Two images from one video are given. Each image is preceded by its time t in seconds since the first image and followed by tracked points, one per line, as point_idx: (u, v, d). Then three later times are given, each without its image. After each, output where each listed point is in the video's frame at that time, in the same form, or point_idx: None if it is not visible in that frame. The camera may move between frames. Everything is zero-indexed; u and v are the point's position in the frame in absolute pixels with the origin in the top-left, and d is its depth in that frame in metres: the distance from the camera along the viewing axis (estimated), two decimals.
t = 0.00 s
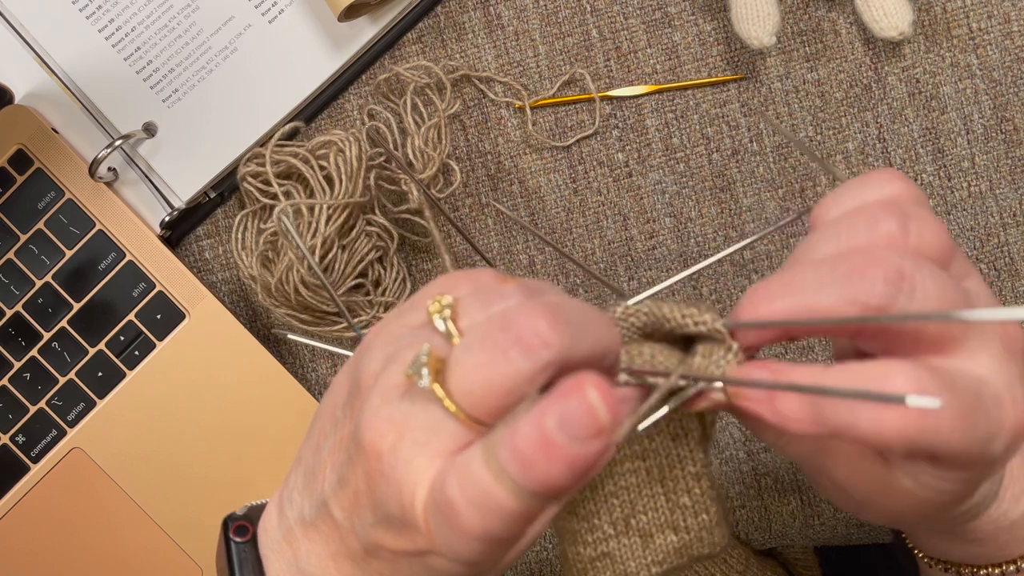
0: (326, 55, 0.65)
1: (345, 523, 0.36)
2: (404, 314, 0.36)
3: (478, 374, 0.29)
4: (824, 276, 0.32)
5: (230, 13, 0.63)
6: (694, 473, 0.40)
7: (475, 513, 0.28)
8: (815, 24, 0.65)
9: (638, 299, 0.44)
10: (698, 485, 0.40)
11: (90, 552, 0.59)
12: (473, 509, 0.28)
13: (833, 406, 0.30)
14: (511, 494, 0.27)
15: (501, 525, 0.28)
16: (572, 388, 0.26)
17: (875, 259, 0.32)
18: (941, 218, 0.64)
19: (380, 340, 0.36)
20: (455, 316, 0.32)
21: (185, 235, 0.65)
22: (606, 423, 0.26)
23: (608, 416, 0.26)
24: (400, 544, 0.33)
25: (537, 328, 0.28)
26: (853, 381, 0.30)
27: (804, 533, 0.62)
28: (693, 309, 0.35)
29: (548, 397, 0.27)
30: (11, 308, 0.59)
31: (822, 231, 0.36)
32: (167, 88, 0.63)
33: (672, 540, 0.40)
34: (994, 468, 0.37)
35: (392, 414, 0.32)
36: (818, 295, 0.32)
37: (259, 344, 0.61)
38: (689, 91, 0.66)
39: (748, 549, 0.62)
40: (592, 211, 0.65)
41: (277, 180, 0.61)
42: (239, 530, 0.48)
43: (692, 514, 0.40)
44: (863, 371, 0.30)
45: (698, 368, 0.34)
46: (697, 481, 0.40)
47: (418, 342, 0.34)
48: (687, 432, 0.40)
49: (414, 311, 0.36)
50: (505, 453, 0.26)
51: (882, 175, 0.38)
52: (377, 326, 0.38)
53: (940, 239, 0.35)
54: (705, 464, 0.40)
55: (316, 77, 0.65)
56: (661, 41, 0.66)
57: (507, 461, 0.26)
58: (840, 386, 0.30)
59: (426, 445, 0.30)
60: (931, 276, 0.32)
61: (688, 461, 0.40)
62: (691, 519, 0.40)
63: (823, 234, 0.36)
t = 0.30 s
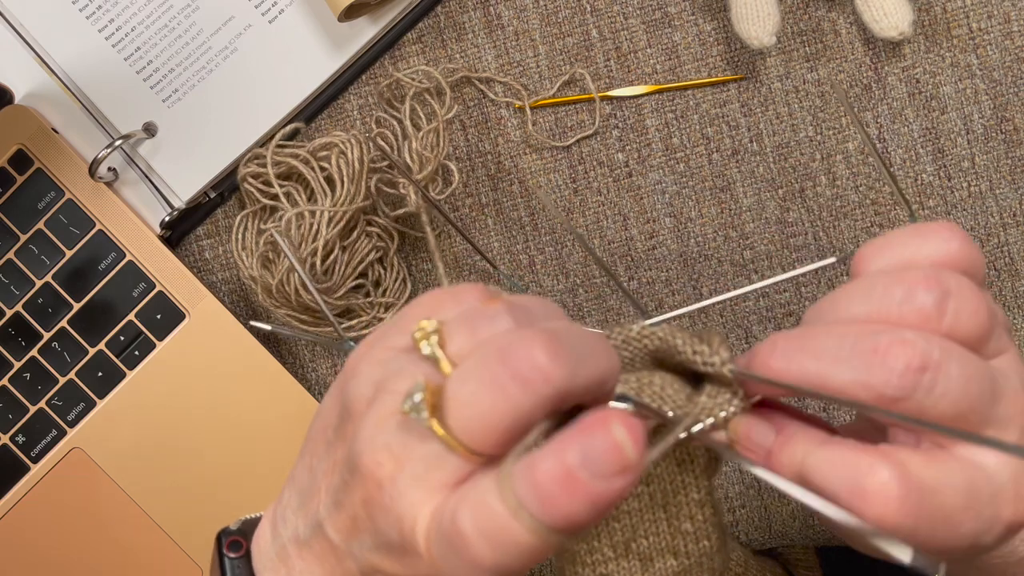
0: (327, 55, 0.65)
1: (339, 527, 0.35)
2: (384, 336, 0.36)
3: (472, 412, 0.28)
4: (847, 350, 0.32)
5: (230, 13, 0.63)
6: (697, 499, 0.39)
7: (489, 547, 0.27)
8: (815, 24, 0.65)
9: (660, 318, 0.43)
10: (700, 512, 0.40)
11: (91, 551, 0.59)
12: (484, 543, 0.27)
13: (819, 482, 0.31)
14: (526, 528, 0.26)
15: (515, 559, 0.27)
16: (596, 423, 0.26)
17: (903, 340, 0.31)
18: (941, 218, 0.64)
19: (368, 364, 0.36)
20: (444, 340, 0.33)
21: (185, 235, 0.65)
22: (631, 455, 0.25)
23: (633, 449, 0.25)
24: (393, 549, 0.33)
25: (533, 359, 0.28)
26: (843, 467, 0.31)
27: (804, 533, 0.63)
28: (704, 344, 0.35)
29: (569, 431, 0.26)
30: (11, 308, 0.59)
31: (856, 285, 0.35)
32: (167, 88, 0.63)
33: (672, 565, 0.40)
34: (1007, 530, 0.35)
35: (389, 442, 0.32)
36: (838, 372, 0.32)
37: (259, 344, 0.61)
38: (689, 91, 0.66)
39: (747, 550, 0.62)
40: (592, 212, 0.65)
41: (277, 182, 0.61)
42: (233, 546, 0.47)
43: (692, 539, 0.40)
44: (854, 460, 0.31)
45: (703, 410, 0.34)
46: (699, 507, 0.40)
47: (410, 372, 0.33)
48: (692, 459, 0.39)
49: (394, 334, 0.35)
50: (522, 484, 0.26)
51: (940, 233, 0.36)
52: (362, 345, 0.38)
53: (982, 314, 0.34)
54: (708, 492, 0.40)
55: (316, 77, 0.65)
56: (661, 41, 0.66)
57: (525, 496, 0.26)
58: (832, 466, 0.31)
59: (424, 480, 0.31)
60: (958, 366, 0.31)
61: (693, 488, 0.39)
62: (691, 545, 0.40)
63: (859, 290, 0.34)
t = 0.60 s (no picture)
0: (327, 55, 0.65)
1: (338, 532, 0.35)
2: (383, 350, 0.35)
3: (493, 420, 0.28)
4: (831, 331, 0.32)
5: (230, 13, 0.63)
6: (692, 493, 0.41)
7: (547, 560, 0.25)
8: (815, 24, 0.65)
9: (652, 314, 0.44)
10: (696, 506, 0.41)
11: (90, 552, 0.59)
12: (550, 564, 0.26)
13: (815, 452, 0.30)
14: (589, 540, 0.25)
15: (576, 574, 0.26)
16: (668, 430, 0.24)
17: (887, 319, 0.31)
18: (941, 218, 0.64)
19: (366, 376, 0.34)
20: (461, 348, 0.33)
21: (185, 235, 0.65)
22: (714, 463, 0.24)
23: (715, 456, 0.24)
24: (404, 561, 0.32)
25: (556, 373, 0.28)
26: (846, 420, 0.30)
27: (804, 533, 0.62)
28: (699, 331, 0.36)
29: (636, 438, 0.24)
30: (11, 308, 0.59)
31: (840, 274, 0.35)
32: (167, 88, 0.63)
33: (669, 557, 0.42)
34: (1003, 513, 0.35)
35: (410, 457, 0.31)
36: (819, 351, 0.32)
37: (259, 344, 0.61)
38: (689, 91, 0.66)
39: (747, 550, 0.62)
40: (592, 211, 0.65)
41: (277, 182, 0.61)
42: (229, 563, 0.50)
43: (688, 530, 0.41)
44: (849, 427, 0.29)
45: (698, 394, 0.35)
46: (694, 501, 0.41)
47: (427, 380, 0.33)
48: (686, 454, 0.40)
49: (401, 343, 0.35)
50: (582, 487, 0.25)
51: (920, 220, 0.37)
52: (353, 357, 0.37)
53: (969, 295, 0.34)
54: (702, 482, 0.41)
55: (316, 77, 0.65)
56: (661, 41, 0.66)
57: (595, 505, 0.24)
58: (826, 429, 0.30)
59: (449, 494, 0.30)
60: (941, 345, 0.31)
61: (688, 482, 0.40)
62: (688, 537, 0.41)
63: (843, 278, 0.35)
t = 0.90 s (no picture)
0: (327, 56, 0.65)
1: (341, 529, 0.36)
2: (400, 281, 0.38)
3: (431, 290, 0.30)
4: (820, 252, 0.34)
5: (230, 13, 0.63)
6: (686, 489, 0.40)
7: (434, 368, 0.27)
8: (815, 24, 0.65)
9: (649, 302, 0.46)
10: (690, 502, 0.41)
11: (91, 551, 0.59)
12: (433, 374, 0.27)
13: (827, 344, 0.31)
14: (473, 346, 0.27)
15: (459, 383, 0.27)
16: (547, 229, 0.26)
17: (871, 240, 0.34)
18: (941, 218, 0.64)
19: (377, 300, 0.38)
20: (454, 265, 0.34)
21: (185, 235, 0.66)
22: (571, 246, 0.25)
23: (577, 244, 0.26)
24: (384, 501, 0.34)
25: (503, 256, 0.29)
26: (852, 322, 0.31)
27: (805, 533, 0.62)
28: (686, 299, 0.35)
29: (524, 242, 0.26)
30: (11, 308, 0.59)
31: (811, 215, 0.39)
32: (167, 88, 0.63)
33: (663, 550, 0.42)
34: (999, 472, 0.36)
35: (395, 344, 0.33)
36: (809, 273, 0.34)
37: (258, 344, 0.61)
38: (689, 91, 0.66)
39: (748, 550, 0.62)
40: (592, 211, 0.65)
41: (285, 184, 0.61)
42: (239, 487, 0.53)
43: (683, 527, 0.41)
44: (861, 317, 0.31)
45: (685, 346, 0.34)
46: (689, 497, 0.41)
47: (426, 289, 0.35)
48: (679, 448, 0.40)
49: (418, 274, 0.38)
50: (469, 293, 0.26)
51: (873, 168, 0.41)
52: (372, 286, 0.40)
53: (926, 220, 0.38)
54: (699, 480, 0.41)
55: (316, 77, 0.65)
56: (661, 41, 0.66)
57: (476, 305, 0.26)
58: (838, 326, 0.31)
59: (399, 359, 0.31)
60: (924, 270, 0.34)
61: (681, 478, 0.40)
62: (683, 532, 0.41)
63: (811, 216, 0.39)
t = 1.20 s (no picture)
0: (327, 56, 0.65)
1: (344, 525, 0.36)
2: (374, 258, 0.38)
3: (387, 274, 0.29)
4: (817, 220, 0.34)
5: (231, 13, 0.63)
6: (667, 486, 0.37)
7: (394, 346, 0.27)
8: (815, 24, 0.65)
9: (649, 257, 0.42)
10: (672, 497, 0.38)
11: (91, 551, 0.59)
12: (383, 347, 0.28)
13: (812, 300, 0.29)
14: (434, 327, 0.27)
15: (408, 359, 0.28)
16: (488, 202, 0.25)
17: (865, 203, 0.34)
18: (941, 218, 0.64)
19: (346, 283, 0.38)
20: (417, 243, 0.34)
21: (185, 235, 0.66)
22: (516, 223, 0.25)
23: (521, 218, 0.25)
24: (344, 479, 0.33)
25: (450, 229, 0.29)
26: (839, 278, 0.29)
27: (805, 533, 0.62)
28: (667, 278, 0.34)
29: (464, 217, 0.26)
30: (11, 308, 0.59)
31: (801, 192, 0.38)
32: (167, 88, 0.63)
33: (648, 543, 0.39)
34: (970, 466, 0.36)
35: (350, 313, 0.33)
36: (801, 236, 0.33)
37: (258, 343, 0.61)
38: (689, 91, 0.66)
39: (748, 550, 0.62)
40: (592, 211, 0.65)
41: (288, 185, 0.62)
42: (245, 477, 0.53)
43: (667, 521, 0.39)
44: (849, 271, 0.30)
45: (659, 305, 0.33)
46: (670, 493, 0.38)
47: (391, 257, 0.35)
48: (656, 447, 0.37)
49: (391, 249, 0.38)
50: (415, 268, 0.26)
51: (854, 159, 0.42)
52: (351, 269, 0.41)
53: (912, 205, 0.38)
54: (681, 478, 0.37)
55: (316, 77, 0.65)
56: (662, 41, 0.66)
57: (422, 282, 0.26)
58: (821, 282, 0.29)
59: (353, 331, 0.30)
60: (919, 228, 0.33)
61: (660, 475, 0.37)
62: (666, 526, 0.39)
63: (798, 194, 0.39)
